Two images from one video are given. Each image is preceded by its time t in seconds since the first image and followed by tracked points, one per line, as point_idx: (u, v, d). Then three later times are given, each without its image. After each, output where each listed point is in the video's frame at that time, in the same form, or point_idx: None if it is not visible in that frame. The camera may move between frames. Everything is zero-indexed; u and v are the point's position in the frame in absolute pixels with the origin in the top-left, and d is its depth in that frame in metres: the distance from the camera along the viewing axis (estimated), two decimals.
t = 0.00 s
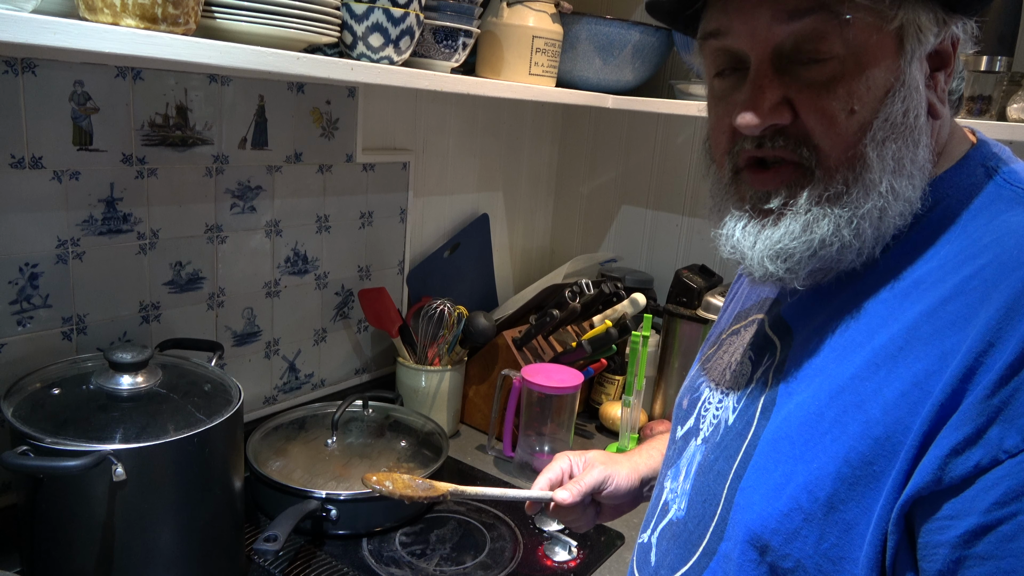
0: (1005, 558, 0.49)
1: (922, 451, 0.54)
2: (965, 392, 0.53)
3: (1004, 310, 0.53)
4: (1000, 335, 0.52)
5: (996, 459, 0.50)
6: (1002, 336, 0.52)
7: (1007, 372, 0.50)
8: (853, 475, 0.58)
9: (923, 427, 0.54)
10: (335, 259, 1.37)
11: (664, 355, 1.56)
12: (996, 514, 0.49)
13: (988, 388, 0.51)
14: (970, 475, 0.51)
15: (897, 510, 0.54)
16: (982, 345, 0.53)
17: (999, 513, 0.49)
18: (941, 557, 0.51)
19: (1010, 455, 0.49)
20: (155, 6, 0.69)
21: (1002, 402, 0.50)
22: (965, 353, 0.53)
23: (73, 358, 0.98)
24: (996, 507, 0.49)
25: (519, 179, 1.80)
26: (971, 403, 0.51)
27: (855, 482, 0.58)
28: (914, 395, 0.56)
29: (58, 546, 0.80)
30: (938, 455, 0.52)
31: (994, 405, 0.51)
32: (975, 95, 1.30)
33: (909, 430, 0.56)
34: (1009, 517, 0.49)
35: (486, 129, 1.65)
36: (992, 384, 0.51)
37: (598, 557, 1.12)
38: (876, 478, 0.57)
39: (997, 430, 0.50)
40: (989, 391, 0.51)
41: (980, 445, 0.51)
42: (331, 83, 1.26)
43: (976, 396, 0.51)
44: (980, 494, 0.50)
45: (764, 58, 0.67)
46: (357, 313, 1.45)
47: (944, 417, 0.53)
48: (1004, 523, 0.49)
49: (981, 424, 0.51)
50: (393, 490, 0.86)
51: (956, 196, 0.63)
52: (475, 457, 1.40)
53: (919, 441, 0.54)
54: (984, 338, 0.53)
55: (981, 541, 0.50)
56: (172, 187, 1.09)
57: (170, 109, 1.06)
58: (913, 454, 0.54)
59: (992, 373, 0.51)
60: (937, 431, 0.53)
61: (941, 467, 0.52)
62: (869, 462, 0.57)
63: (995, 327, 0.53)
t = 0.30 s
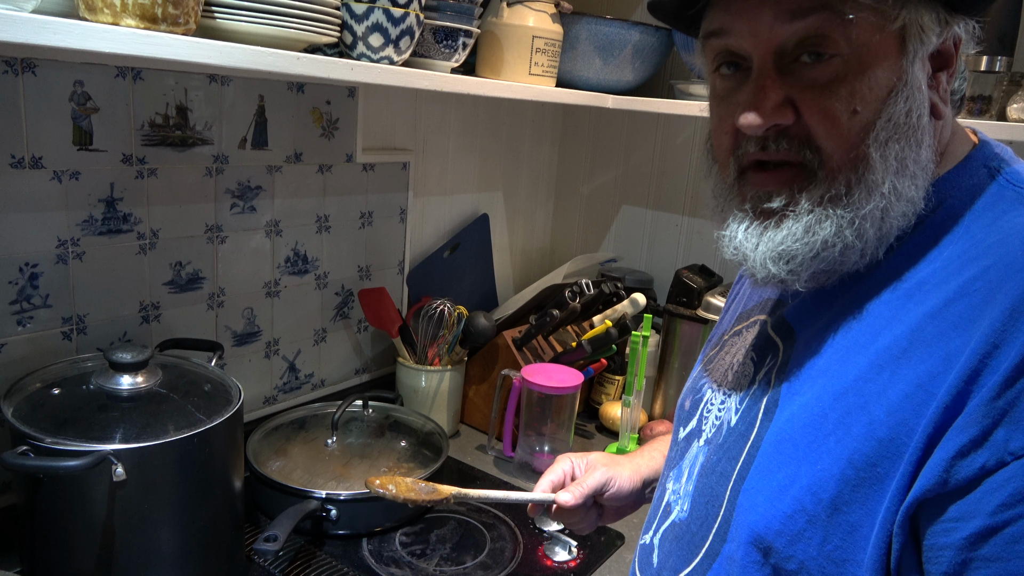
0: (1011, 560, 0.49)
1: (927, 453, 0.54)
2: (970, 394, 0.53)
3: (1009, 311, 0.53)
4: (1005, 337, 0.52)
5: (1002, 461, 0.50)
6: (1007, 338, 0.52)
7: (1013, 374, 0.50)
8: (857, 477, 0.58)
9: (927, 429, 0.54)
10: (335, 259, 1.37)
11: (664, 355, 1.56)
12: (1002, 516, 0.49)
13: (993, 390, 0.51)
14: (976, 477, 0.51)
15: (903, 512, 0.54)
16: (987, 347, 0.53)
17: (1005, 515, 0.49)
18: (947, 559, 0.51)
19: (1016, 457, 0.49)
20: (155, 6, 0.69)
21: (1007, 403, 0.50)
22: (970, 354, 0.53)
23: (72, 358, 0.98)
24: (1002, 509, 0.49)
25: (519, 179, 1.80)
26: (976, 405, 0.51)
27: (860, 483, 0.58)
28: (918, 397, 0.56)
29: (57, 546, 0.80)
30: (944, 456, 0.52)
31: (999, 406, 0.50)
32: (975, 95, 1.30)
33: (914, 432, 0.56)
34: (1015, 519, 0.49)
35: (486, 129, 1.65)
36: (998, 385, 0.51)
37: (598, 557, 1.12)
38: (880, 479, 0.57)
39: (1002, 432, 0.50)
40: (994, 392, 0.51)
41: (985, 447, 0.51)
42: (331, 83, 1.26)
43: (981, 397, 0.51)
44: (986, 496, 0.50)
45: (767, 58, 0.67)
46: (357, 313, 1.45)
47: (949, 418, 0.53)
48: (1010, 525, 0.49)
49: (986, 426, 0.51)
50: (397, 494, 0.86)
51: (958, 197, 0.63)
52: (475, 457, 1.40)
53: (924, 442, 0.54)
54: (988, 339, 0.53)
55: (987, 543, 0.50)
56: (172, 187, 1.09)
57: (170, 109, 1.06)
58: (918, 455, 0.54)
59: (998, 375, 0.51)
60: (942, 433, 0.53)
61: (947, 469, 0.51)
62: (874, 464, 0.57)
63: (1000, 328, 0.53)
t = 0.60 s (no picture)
0: (1016, 558, 0.49)
1: (931, 452, 0.54)
2: (973, 392, 0.53)
3: (1011, 309, 0.53)
4: (1008, 334, 0.52)
5: (1006, 459, 0.50)
6: (1009, 335, 0.52)
7: (1015, 371, 0.50)
8: (862, 478, 0.58)
9: (931, 428, 0.54)
10: (335, 259, 1.37)
11: (664, 355, 1.56)
12: (1007, 514, 0.49)
13: (996, 388, 0.51)
14: (980, 475, 0.51)
15: (907, 511, 0.54)
16: (989, 345, 0.53)
17: (1010, 512, 0.49)
18: (953, 558, 0.52)
19: (1020, 454, 0.49)
20: (155, 6, 0.69)
21: (1010, 401, 0.50)
22: (972, 352, 0.53)
23: (73, 358, 0.98)
24: (1006, 507, 0.49)
25: (519, 179, 1.80)
26: (980, 403, 0.51)
27: (864, 484, 0.58)
28: (922, 396, 0.56)
29: (58, 546, 0.80)
30: (948, 455, 0.52)
31: (1003, 404, 0.51)
32: (975, 95, 1.31)
33: (917, 431, 0.56)
34: (1020, 516, 0.49)
35: (486, 129, 1.65)
36: (1001, 383, 0.51)
37: (598, 557, 1.12)
38: (885, 480, 0.57)
39: (1006, 430, 0.50)
40: (997, 390, 0.51)
41: (989, 445, 0.51)
42: (331, 83, 1.26)
43: (984, 395, 0.51)
44: (990, 494, 0.50)
45: (767, 58, 0.67)
46: (357, 313, 1.45)
47: (952, 417, 0.53)
48: (1015, 523, 0.49)
49: (990, 424, 0.51)
50: (398, 503, 0.86)
51: (959, 196, 0.63)
52: (475, 457, 1.40)
53: (928, 442, 0.54)
54: (991, 337, 0.53)
55: (992, 541, 0.50)
56: (171, 186, 1.09)
57: (170, 109, 1.06)
58: (922, 455, 0.54)
59: (1000, 373, 0.51)
60: (946, 432, 0.53)
61: (951, 468, 0.52)
62: (878, 464, 0.57)
63: (1002, 326, 0.53)
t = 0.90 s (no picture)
0: (1011, 556, 0.49)
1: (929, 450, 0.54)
2: (970, 389, 0.53)
3: (1009, 305, 0.53)
4: (1005, 331, 0.52)
5: (1001, 456, 0.50)
6: (1005, 332, 0.52)
7: (1012, 367, 0.50)
8: (862, 477, 0.58)
9: (928, 426, 0.54)
10: (335, 259, 1.37)
11: (664, 355, 1.56)
12: (1002, 511, 0.49)
13: (992, 384, 0.51)
14: (975, 472, 0.51)
15: (904, 509, 0.54)
16: (986, 342, 0.53)
17: (1005, 510, 0.49)
18: (948, 555, 0.51)
19: (1015, 451, 0.49)
20: (155, 6, 0.69)
21: (1006, 398, 0.50)
22: (969, 350, 0.53)
23: (72, 358, 0.98)
24: (1002, 505, 0.49)
25: (519, 179, 1.80)
26: (976, 399, 0.51)
27: (865, 483, 0.58)
28: (921, 395, 0.56)
29: (58, 546, 0.80)
30: (943, 452, 0.52)
31: (998, 401, 0.51)
32: (975, 95, 1.31)
33: (917, 429, 0.56)
34: (1015, 514, 0.49)
35: (486, 129, 1.65)
36: (997, 379, 0.51)
37: (598, 557, 1.12)
38: (886, 479, 0.57)
39: (1001, 427, 0.50)
40: (993, 386, 0.51)
41: (984, 442, 0.51)
42: (331, 83, 1.26)
43: (980, 392, 0.51)
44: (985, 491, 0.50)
45: (771, 58, 0.67)
46: (357, 313, 1.45)
47: (949, 414, 0.53)
48: (1009, 520, 0.49)
49: (985, 421, 0.51)
50: (399, 506, 0.86)
51: (960, 194, 0.63)
52: (475, 457, 1.40)
53: (925, 439, 0.54)
54: (987, 334, 0.53)
55: (987, 539, 0.50)
56: (171, 187, 1.09)
57: (170, 109, 1.06)
58: (919, 452, 0.54)
59: (997, 369, 0.51)
60: (943, 429, 0.53)
61: (946, 465, 0.52)
62: (878, 463, 0.57)
63: (999, 323, 0.53)
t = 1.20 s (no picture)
0: (986, 535, 0.49)
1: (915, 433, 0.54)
2: (948, 370, 0.53)
3: (985, 287, 0.54)
4: (982, 313, 0.53)
5: (976, 436, 0.50)
6: (983, 313, 0.53)
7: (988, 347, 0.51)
8: (854, 464, 0.58)
9: (909, 408, 0.54)
10: (335, 259, 1.37)
11: (664, 355, 1.56)
12: (977, 490, 0.49)
13: (968, 364, 0.51)
14: (950, 452, 0.51)
15: (887, 491, 0.54)
16: (964, 323, 0.53)
17: (979, 489, 0.49)
18: (926, 534, 0.52)
19: (990, 431, 0.49)
20: (155, 6, 0.69)
21: (981, 377, 0.51)
22: (948, 331, 0.54)
23: (72, 358, 0.98)
24: (975, 484, 0.49)
25: (519, 179, 1.80)
26: (952, 379, 0.52)
27: (857, 471, 0.57)
28: (908, 379, 0.56)
29: (58, 546, 0.80)
30: (919, 432, 0.52)
31: (973, 380, 0.51)
32: (975, 95, 1.31)
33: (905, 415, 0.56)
34: (990, 493, 0.49)
35: (485, 129, 1.65)
36: (972, 358, 0.51)
37: (598, 557, 1.12)
38: (876, 465, 0.57)
39: (976, 406, 0.50)
40: (969, 365, 0.51)
41: (959, 421, 0.51)
42: (330, 83, 1.26)
43: (956, 372, 0.52)
44: (959, 470, 0.50)
45: (776, 61, 0.67)
46: (357, 313, 1.45)
47: (927, 395, 0.53)
48: (984, 499, 0.49)
49: (960, 400, 0.51)
50: (407, 510, 0.87)
51: (954, 184, 0.63)
52: (475, 457, 1.40)
53: (906, 421, 0.54)
54: (965, 316, 0.53)
55: (963, 518, 0.50)
56: (171, 187, 1.09)
57: (170, 109, 1.06)
58: (900, 434, 0.54)
59: (974, 349, 0.52)
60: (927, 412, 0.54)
61: (921, 444, 0.52)
62: (868, 450, 0.57)
63: (976, 305, 0.53)
